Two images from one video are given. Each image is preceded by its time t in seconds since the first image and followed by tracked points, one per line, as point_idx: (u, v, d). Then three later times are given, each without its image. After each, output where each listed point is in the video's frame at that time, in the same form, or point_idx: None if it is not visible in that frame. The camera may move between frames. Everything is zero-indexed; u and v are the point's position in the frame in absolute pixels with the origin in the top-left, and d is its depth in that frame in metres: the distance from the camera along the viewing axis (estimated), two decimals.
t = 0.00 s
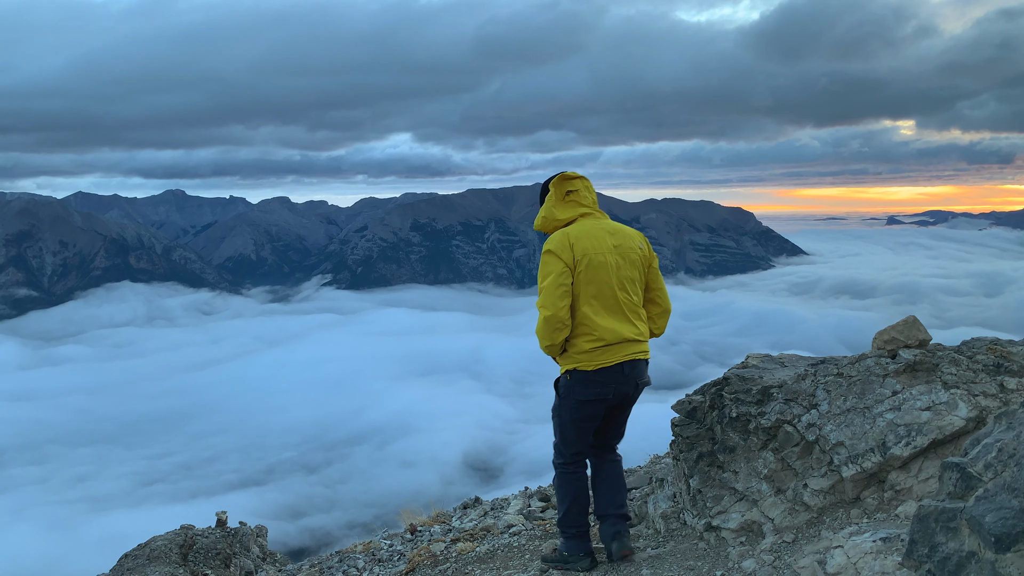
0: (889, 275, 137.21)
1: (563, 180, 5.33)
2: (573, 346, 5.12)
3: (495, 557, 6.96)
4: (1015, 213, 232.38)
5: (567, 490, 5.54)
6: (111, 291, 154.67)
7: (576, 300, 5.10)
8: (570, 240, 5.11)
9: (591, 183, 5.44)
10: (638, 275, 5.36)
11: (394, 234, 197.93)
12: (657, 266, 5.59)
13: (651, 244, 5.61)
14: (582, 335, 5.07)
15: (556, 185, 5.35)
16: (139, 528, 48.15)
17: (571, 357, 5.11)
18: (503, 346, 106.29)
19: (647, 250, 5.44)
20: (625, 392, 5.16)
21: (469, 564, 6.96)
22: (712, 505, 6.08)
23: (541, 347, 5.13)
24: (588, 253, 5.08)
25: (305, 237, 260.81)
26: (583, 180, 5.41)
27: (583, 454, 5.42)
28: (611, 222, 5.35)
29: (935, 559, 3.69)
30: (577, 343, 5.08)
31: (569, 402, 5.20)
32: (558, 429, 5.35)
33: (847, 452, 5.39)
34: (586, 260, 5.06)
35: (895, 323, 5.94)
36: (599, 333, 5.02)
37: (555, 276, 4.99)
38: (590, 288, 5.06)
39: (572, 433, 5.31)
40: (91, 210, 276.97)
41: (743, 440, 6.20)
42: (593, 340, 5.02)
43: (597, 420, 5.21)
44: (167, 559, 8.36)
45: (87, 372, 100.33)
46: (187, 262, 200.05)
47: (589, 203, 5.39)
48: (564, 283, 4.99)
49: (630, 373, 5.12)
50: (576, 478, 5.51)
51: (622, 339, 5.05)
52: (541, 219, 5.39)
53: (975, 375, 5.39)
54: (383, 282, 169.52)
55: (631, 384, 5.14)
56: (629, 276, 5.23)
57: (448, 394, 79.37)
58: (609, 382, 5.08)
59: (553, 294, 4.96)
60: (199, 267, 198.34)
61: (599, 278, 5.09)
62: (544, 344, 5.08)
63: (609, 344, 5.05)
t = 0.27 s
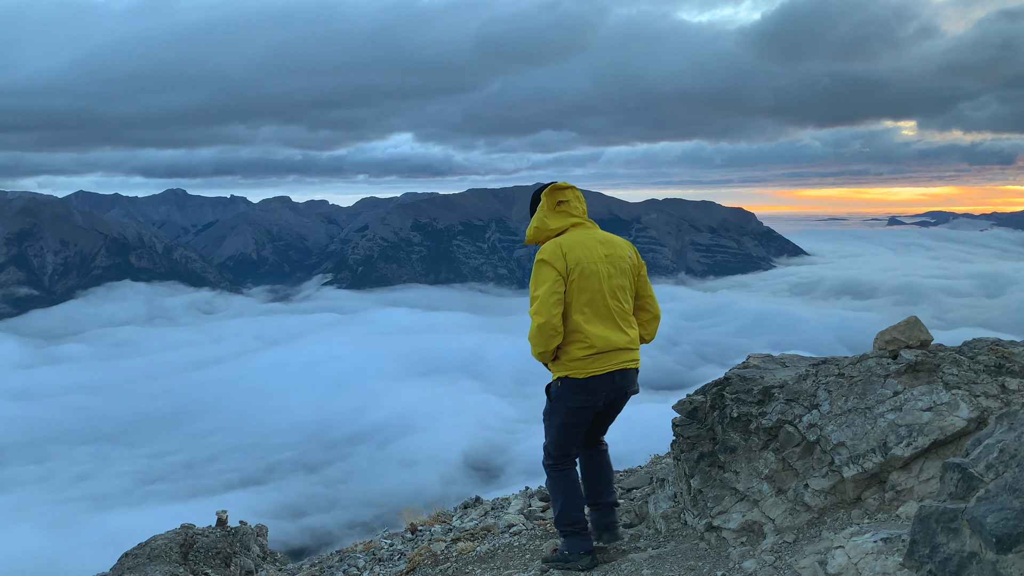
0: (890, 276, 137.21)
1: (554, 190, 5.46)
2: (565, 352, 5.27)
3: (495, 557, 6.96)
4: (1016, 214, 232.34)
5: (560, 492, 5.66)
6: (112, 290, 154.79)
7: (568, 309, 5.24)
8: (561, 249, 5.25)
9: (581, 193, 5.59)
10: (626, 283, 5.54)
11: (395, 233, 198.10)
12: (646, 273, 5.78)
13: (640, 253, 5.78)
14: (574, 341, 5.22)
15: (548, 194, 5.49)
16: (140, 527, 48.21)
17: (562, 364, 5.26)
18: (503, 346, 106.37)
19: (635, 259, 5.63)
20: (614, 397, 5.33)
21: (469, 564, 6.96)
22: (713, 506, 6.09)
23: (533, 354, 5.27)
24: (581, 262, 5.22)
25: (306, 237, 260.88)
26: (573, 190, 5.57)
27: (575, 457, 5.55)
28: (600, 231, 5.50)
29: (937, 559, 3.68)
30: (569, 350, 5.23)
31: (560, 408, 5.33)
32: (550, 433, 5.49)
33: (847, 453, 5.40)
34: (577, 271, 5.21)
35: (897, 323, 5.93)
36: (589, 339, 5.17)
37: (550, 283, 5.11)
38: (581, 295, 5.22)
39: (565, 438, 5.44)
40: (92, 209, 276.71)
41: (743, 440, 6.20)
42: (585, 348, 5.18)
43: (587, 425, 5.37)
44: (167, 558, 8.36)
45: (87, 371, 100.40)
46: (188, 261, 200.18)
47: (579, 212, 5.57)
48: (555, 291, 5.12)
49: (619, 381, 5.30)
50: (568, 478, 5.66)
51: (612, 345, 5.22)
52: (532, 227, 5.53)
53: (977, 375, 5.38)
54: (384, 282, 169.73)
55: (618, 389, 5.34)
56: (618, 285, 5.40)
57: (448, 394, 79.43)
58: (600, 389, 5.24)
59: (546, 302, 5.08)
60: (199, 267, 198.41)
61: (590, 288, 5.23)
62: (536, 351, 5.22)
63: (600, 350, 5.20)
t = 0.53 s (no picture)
0: (890, 277, 137.15)
1: (552, 201, 5.52)
2: (558, 360, 5.33)
3: (494, 557, 6.97)
4: (1017, 214, 232.02)
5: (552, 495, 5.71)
6: (113, 290, 154.82)
7: (561, 318, 5.31)
8: (556, 259, 5.31)
9: (578, 204, 5.66)
10: (620, 294, 5.61)
11: (396, 233, 198.03)
12: (639, 283, 5.83)
13: (634, 265, 5.84)
14: (567, 351, 5.29)
15: (546, 205, 5.54)
16: (140, 527, 48.22)
17: (555, 371, 5.33)
18: (504, 346, 106.35)
19: (630, 271, 5.69)
20: (605, 404, 5.39)
21: (469, 564, 6.96)
22: (712, 506, 6.09)
23: (527, 363, 5.34)
24: (576, 273, 5.29)
25: (307, 236, 260.90)
26: (571, 200, 5.62)
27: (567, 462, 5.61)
28: (596, 243, 5.55)
29: (937, 561, 3.68)
30: (562, 359, 5.29)
31: (551, 414, 5.40)
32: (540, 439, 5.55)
33: (848, 454, 5.39)
34: (571, 282, 5.28)
35: (897, 324, 5.92)
36: (581, 349, 5.24)
37: (544, 294, 5.17)
38: (574, 306, 5.28)
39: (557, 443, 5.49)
40: (93, 208, 276.93)
41: (742, 441, 6.21)
42: (578, 356, 5.26)
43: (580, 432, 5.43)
44: (167, 558, 8.37)
45: (88, 370, 100.42)
46: (189, 261, 200.25)
47: (576, 222, 5.62)
48: (551, 302, 5.17)
49: (610, 389, 5.38)
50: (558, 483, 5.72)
51: (603, 355, 5.29)
52: (528, 239, 5.58)
53: (976, 376, 5.38)
54: (384, 282, 169.85)
55: (610, 398, 5.40)
56: (612, 295, 5.48)
57: (448, 394, 79.41)
58: (591, 396, 5.30)
59: (541, 313, 5.14)
60: (200, 266, 198.50)
61: (584, 298, 5.30)
62: (530, 360, 5.28)
63: (592, 359, 5.27)
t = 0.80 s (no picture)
0: (891, 278, 137.12)
1: (553, 214, 5.55)
2: (552, 367, 5.40)
3: (494, 558, 6.99)
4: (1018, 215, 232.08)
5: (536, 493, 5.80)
6: (113, 290, 154.83)
7: (557, 329, 5.35)
8: (554, 271, 5.35)
9: (579, 216, 5.67)
10: (616, 305, 5.64)
11: (396, 233, 198.11)
12: (635, 295, 5.86)
13: (631, 276, 5.87)
14: (562, 360, 5.35)
15: (548, 216, 5.55)
16: (139, 527, 48.19)
17: (550, 379, 5.38)
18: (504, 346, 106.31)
19: (625, 283, 5.72)
20: (598, 412, 5.44)
21: (469, 564, 6.97)
22: (712, 507, 6.09)
23: (522, 369, 5.39)
24: (572, 286, 5.34)
25: (307, 236, 261.06)
26: (572, 212, 5.64)
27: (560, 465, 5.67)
28: (594, 255, 5.59)
29: (938, 563, 3.67)
30: (557, 366, 5.35)
31: (544, 419, 5.47)
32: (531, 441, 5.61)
33: (847, 454, 5.39)
34: (568, 292, 5.32)
35: (897, 326, 5.92)
36: (576, 358, 5.31)
37: (541, 304, 5.22)
38: (570, 317, 5.33)
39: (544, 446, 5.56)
40: (93, 208, 277.02)
41: (743, 441, 6.21)
42: (574, 364, 5.31)
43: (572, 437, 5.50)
44: (167, 558, 8.36)
45: (88, 370, 100.45)
46: (189, 260, 200.36)
47: (577, 234, 5.64)
48: (548, 313, 5.21)
49: (601, 398, 5.42)
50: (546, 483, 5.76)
51: (598, 365, 5.35)
52: (528, 252, 5.58)
53: (977, 378, 5.37)
54: (385, 282, 169.89)
55: (603, 406, 5.45)
56: (607, 306, 5.54)
57: (448, 394, 79.40)
58: (582, 404, 5.37)
59: (537, 323, 5.19)
60: (200, 266, 198.56)
61: (579, 310, 5.36)
62: (525, 366, 5.34)
63: (586, 368, 5.34)
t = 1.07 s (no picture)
0: (891, 278, 137.18)
1: (556, 219, 5.57)
2: (550, 367, 5.41)
3: (495, 558, 6.98)
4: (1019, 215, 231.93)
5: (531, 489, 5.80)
6: (114, 290, 154.83)
7: (555, 329, 5.38)
8: (553, 273, 5.37)
9: (581, 221, 5.70)
10: (613, 308, 5.67)
11: (397, 233, 198.14)
12: (633, 298, 5.88)
13: (630, 281, 5.89)
14: (561, 360, 5.37)
15: (550, 221, 5.58)
16: (139, 527, 48.19)
17: (548, 377, 5.41)
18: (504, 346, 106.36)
19: (623, 288, 5.75)
20: (594, 412, 5.46)
21: (470, 564, 6.97)
22: (714, 508, 6.10)
23: (520, 368, 5.41)
24: (570, 288, 5.37)
25: (308, 237, 261.18)
26: (575, 217, 5.65)
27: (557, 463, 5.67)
28: (595, 258, 5.61)
29: (940, 562, 3.67)
30: (554, 365, 5.37)
31: (540, 417, 5.49)
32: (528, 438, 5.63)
33: (850, 455, 5.38)
34: (566, 294, 5.35)
35: (900, 327, 5.92)
36: (576, 357, 5.31)
37: (540, 304, 5.24)
38: (568, 319, 5.35)
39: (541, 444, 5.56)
40: (94, 207, 276.98)
41: (746, 441, 6.21)
42: (570, 363, 5.33)
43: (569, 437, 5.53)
44: (168, 557, 8.37)
45: (89, 369, 100.49)
46: (189, 260, 200.37)
47: (579, 239, 5.65)
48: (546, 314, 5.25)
49: (597, 398, 5.44)
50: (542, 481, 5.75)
51: (596, 365, 5.36)
52: (531, 255, 5.60)
53: (978, 378, 5.37)
54: (386, 282, 170.04)
55: (599, 406, 5.47)
56: (606, 308, 5.55)
57: (449, 394, 79.44)
58: (579, 403, 5.39)
59: (536, 323, 5.22)
60: (201, 266, 198.57)
61: (578, 312, 5.37)
62: (523, 365, 5.36)
63: (583, 368, 5.35)
